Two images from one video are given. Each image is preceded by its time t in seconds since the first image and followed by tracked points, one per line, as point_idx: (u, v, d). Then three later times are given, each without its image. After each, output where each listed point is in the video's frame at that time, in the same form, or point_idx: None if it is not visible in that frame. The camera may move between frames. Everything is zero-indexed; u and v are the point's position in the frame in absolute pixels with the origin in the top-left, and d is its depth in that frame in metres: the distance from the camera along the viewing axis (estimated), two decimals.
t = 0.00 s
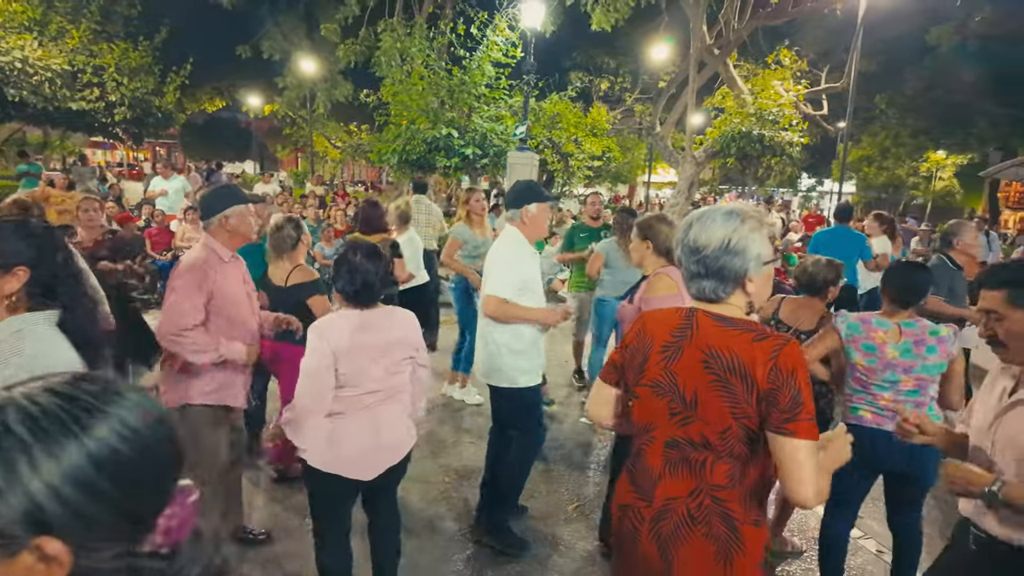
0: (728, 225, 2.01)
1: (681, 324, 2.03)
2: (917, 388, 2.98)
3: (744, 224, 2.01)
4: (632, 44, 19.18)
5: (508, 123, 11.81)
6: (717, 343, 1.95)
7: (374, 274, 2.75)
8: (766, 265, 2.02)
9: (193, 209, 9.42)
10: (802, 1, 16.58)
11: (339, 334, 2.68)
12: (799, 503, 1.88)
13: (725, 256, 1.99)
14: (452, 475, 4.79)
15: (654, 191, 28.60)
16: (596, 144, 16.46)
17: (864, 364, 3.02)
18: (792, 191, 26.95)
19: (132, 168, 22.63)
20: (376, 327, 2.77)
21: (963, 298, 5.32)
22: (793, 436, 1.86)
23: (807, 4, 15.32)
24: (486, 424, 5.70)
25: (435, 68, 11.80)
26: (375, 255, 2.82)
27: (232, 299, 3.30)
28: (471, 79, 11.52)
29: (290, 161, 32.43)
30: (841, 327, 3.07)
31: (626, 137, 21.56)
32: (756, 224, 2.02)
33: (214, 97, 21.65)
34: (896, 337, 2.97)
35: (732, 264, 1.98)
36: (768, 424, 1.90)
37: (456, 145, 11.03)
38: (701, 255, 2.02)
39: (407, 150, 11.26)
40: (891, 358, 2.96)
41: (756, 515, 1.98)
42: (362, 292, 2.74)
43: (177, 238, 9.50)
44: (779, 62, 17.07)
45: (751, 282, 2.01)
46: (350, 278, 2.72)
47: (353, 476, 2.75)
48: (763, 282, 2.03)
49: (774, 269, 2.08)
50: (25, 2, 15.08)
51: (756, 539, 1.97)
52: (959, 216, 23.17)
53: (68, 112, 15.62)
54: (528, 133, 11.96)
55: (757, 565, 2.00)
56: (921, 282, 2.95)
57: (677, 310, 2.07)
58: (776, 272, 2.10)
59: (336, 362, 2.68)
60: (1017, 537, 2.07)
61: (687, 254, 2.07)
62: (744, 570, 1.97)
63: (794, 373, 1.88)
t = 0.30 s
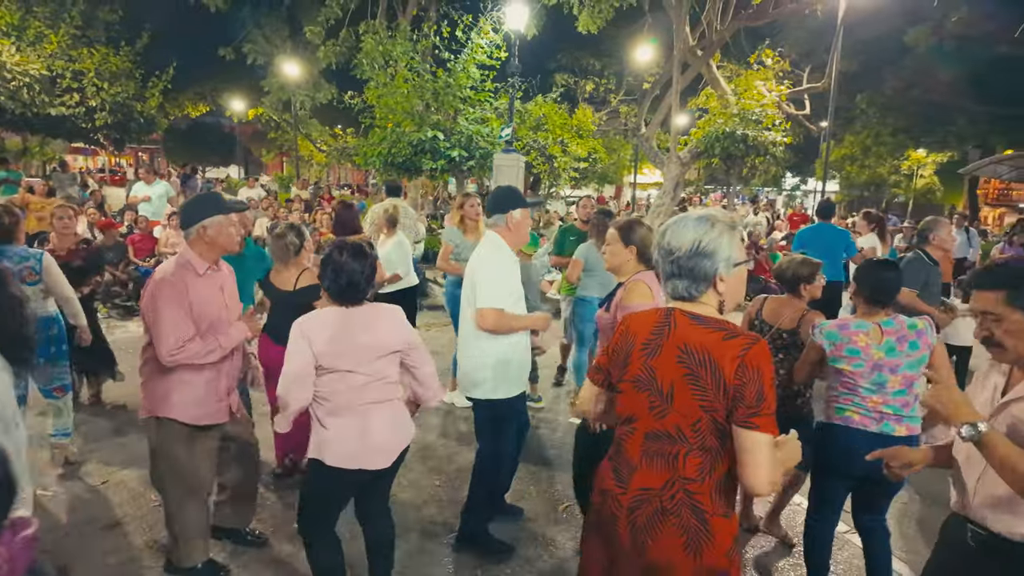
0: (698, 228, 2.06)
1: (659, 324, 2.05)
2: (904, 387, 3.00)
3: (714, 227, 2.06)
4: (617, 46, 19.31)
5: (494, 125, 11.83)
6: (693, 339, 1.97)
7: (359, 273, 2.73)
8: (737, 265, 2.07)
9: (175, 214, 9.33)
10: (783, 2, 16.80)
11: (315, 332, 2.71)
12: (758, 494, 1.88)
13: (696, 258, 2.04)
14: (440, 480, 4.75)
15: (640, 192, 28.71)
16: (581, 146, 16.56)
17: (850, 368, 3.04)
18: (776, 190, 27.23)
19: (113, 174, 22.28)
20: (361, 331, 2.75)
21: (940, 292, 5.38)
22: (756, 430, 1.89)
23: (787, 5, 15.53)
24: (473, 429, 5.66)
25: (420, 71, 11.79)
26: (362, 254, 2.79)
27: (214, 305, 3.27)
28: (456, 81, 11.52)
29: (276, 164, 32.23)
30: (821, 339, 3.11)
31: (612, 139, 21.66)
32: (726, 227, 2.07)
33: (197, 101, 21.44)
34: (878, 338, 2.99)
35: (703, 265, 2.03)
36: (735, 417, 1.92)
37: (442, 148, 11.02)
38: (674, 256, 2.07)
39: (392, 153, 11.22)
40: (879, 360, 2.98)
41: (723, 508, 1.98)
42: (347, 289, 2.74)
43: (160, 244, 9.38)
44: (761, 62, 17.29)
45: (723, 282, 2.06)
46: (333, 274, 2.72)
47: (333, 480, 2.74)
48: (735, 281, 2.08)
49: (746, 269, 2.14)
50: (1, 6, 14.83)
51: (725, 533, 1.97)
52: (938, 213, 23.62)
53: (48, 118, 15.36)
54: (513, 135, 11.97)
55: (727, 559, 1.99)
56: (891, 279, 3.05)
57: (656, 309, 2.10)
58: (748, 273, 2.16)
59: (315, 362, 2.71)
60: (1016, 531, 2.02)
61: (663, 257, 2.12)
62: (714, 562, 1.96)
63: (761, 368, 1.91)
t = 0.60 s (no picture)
0: (689, 227, 2.07)
1: (654, 321, 2.07)
2: (904, 383, 3.03)
3: (704, 226, 2.07)
4: (606, 47, 19.41)
5: (484, 127, 11.84)
6: (683, 336, 1.98)
7: (338, 274, 2.71)
8: (728, 262, 2.06)
9: (165, 221, 9.27)
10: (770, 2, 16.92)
11: (300, 336, 2.65)
12: (745, 482, 1.86)
13: (686, 256, 2.05)
14: (434, 484, 4.73)
15: (631, 193, 28.85)
16: (571, 148, 16.59)
17: (851, 368, 3.04)
18: (766, 189, 27.39)
19: (102, 181, 22.12)
20: (344, 337, 2.71)
21: (926, 290, 5.38)
22: (736, 414, 1.87)
23: (774, 5, 15.62)
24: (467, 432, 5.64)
25: (409, 74, 11.77)
26: (342, 254, 2.77)
27: (208, 316, 3.21)
28: (446, 84, 11.50)
29: (266, 168, 32.11)
30: (820, 338, 3.11)
31: (602, 140, 21.72)
32: (716, 226, 2.07)
33: (186, 106, 21.31)
34: (877, 336, 3.01)
35: (692, 264, 2.04)
36: (718, 403, 1.91)
37: (433, 151, 11.03)
38: (666, 255, 2.08)
39: (383, 156, 11.20)
40: (878, 358, 3.00)
41: (730, 491, 1.98)
42: (327, 291, 2.71)
43: (150, 251, 9.31)
44: (749, 62, 17.39)
45: (713, 279, 2.05)
46: (314, 276, 2.70)
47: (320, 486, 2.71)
48: (726, 278, 2.07)
49: (739, 267, 2.12)
50: None
51: (733, 513, 1.99)
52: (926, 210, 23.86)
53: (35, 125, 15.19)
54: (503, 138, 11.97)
55: (738, 538, 2.01)
56: (893, 280, 3.03)
57: (651, 308, 2.11)
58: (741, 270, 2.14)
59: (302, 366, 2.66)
60: None
61: (655, 256, 2.15)
62: (725, 543, 1.99)
63: (740, 356, 1.90)
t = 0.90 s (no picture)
0: (683, 214, 2.13)
1: (650, 305, 2.15)
2: (871, 375, 3.07)
3: (698, 213, 2.12)
4: (597, 48, 19.47)
5: (476, 129, 11.83)
6: (675, 321, 2.06)
7: (303, 282, 2.51)
8: (722, 248, 2.09)
9: (157, 226, 9.26)
10: (760, 2, 16.98)
11: (272, 351, 2.47)
12: (726, 456, 1.97)
13: (681, 242, 2.10)
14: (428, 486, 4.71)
15: (625, 194, 28.90)
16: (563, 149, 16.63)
17: (821, 357, 3.09)
18: (758, 189, 27.52)
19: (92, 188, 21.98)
20: (320, 349, 2.53)
21: (919, 287, 5.39)
22: (725, 399, 1.95)
23: (764, 6, 15.67)
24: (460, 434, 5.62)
25: (401, 76, 11.74)
26: (308, 261, 2.57)
27: (192, 314, 3.19)
28: (437, 86, 11.48)
29: (258, 172, 32.00)
30: (796, 321, 3.14)
31: (594, 141, 21.79)
32: (710, 213, 2.12)
33: (176, 111, 21.20)
34: (851, 329, 3.04)
35: (687, 249, 2.09)
36: (704, 386, 2.00)
37: (425, 153, 11.01)
38: (662, 242, 2.15)
39: (375, 159, 11.17)
40: (849, 351, 3.03)
41: (705, 465, 2.07)
42: (293, 302, 2.52)
43: (142, 256, 9.26)
44: (740, 63, 17.45)
45: (707, 265, 2.10)
46: (279, 287, 2.51)
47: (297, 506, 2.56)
48: (721, 264, 2.11)
49: (734, 253, 2.16)
50: None
51: (704, 487, 2.07)
52: (916, 207, 24.01)
53: (23, 132, 15.10)
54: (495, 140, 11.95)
55: (708, 511, 2.10)
56: (875, 273, 3.07)
57: (648, 291, 2.19)
58: (737, 256, 2.17)
59: (269, 383, 2.47)
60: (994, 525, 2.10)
61: (653, 243, 2.21)
62: (694, 513, 2.09)
63: (726, 341, 1.98)
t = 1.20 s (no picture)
0: (685, 215, 2.20)
1: (649, 303, 2.22)
2: (848, 367, 3.14)
3: (701, 214, 2.18)
4: (590, 50, 19.52)
5: (470, 131, 11.79)
6: (664, 315, 2.12)
7: (298, 281, 2.50)
8: (723, 247, 2.16)
9: (151, 231, 9.24)
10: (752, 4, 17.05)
11: (266, 351, 2.46)
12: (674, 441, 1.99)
13: (682, 242, 2.17)
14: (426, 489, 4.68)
15: (618, 195, 28.95)
16: (557, 152, 16.65)
17: (799, 350, 3.18)
18: (751, 189, 27.62)
19: (84, 193, 21.86)
20: (316, 349, 2.51)
21: (918, 286, 5.39)
22: (683, 385, 1.99)
23: (755, 7, 15.75)
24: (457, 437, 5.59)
25: (395, 80, 11.74)
26: (301, 259, 2.57)
27: (191, 317, 3.11)
28: (431, 90, 11.47)
29: (252, 176, 31.90)
30: (774, 321, 3.24)
31: (588, 143, 21.83)
32: (711, 213, 2.19)
33: (169, 116, 21.11)
34: (823, 321, 3.14)
35: (687, 248, 2.16)
36: (670, 373, 2.05)
37: (419, 156, 10.98)
38: (665, 241, 2.22)
39: (369, 163, 11.15)
40: (823, 342, 3.13)
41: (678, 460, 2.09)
42: (288, 300, 2.50)
43: (136, 261, 9.21)
44: (732, 64, 17.51)
45: (708, 263, 2.16)
46: (272, 286, 2.51)
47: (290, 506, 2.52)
48: (722, 263, 2.17)
49: (738, 253, 2.21)
50: None
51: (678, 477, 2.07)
52: (908, 207, 24.12)
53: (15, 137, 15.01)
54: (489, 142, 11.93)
55: (685, 502, 2.10)
56: (848, 268, 3.13)
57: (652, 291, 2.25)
58: (741, 256, 2.23)
59: (266, 384, 2.46)
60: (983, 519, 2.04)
61: (657, 243, 2.29)
62: (668, 502, 2.10)
63: (697, 336, 2.02)
